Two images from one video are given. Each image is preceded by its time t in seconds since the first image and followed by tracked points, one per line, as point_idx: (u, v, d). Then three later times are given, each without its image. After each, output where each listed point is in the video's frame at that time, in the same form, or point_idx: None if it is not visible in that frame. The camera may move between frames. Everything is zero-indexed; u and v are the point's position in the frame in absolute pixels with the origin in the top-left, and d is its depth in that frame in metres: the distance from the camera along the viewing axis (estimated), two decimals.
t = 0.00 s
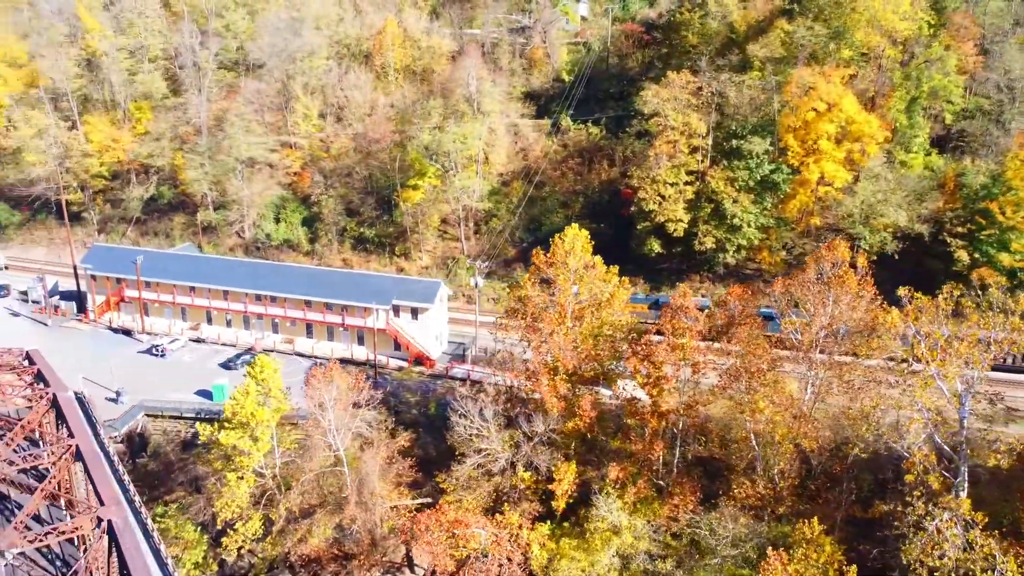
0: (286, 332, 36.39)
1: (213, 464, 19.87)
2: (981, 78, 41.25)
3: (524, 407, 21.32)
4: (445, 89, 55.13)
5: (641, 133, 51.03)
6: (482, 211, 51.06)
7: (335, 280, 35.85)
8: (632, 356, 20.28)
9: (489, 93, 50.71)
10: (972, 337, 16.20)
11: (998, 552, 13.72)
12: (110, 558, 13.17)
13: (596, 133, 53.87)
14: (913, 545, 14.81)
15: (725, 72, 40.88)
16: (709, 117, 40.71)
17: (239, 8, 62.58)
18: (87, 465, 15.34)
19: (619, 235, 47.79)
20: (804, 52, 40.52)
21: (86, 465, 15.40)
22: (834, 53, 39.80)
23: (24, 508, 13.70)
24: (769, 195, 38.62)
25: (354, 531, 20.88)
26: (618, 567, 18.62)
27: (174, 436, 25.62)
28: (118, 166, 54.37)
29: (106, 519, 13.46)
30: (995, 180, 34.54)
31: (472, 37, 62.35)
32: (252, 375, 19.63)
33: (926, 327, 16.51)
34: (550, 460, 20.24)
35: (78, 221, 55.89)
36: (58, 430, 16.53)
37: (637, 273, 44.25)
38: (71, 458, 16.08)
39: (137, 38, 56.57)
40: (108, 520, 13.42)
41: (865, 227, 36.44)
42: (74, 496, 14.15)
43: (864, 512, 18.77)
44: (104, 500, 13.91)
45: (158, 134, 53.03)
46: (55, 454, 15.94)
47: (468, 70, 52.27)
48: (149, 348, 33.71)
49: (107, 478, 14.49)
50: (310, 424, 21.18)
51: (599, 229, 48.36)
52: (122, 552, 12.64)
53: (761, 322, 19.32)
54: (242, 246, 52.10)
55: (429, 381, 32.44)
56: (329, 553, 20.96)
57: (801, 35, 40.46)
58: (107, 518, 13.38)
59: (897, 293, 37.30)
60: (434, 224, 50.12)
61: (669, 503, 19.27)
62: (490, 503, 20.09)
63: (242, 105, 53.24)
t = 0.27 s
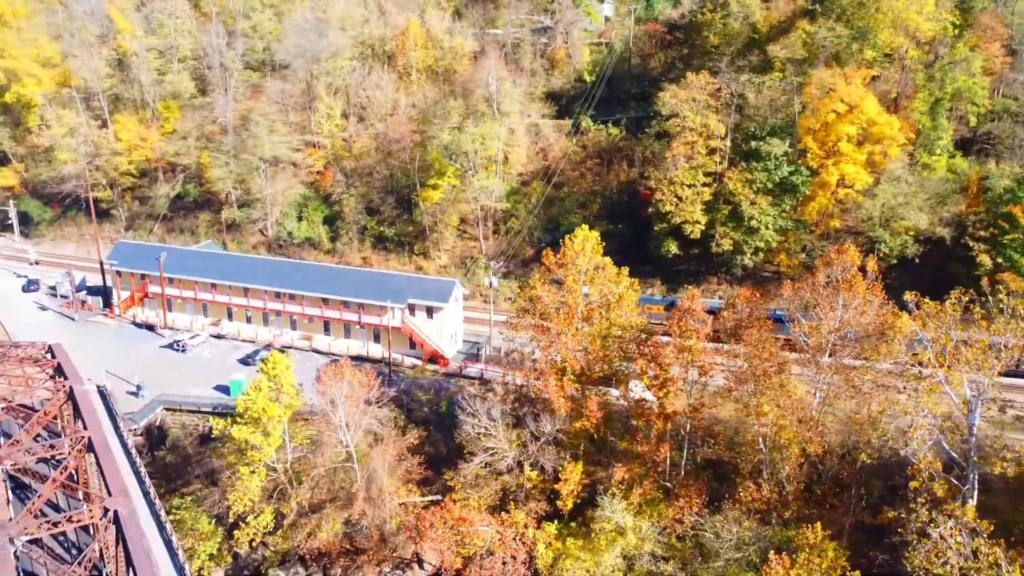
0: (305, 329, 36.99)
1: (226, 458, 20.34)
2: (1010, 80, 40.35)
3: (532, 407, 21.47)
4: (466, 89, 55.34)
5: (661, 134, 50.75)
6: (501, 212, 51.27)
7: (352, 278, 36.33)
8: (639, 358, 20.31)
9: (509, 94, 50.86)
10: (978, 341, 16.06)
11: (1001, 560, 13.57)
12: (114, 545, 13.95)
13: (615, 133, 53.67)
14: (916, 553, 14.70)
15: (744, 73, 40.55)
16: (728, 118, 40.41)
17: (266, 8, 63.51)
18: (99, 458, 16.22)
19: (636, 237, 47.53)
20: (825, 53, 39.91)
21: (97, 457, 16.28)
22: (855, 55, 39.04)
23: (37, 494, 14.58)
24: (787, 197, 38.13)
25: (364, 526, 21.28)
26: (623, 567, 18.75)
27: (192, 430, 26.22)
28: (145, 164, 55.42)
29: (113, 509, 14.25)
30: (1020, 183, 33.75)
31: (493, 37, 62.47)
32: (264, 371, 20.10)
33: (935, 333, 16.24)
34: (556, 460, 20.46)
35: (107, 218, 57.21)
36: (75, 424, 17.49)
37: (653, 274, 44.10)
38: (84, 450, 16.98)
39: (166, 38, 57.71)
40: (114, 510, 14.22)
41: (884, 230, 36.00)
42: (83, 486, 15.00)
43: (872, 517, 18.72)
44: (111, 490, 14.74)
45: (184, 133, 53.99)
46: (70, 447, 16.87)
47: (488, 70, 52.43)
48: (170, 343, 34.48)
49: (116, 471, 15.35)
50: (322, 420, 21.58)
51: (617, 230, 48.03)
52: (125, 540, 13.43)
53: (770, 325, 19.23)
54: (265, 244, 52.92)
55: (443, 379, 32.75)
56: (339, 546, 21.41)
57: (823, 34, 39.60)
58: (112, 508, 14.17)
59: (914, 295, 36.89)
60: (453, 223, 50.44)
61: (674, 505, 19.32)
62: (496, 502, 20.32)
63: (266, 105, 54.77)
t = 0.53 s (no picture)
0: (323, 326, 37.57)
1: (240, 452, 20.80)
2: None
3: (541, 407, 21.63)
4: (486, 90, 55.56)
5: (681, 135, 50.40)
6: (520, 211, 51.41)
7: (370, 277, 36.77)
8: (647, 360, 20.30)
9: (529, 94, 51.00)
10: (986, 346, 15.93)
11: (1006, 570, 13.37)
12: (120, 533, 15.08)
13: (635, 134, 53.41)
14: (920, 560, 14.52)
15: (764, 75, 40.26)
16: (747, 120, 40.18)
17: (291, 9, 64.40)
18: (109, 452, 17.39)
19: (654, 238, 47.14)
20: (846, 55, 39.38)
21: (109, 451, 17.47)
22: (877, 57, 38.42)
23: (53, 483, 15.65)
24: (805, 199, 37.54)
25: (374, 522, 21.66)
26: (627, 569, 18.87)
27: (211, 425, 26.87)
28: (173, 163, 56.45)
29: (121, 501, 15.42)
30: None
31: (515, 38, 62.62)
32: (279, 366, 20.62)
33: (943, 338, 16.08)
34: (562, 460, 20.63)
35: (135, 215, 58.44)
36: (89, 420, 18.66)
37: (671, 276, 43.93)
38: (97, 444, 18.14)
39: (195, 39, 58.86)
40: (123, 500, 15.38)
41: (905, 233, 35.47)
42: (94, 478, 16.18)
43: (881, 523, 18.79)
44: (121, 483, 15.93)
45: (210, 133, 54.93)
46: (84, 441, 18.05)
47: (508, 71, 52.58)
48: (191, 339, 35.25)
49: (125, 465, 16.52)
50: (333, 417, 22.00)
51: (635, 231, 47.40)
52: (132, 526, 14.64)
53: (779, 328, 19.16)
54: (287, 243, 53.65)
55: (457, 378, 33.06)
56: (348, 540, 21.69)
57: (844, 35, 38.94)
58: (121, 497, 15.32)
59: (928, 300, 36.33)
60: (472, 223, 50.73)
61: (680, 508, 19.38)
62: (503, 500, 20.58)
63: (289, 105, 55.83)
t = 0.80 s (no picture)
0: (341, 324, 38.14)
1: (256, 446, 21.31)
2: None
3: (550, 407, 21.80)
4: (508, 90, 55.69)
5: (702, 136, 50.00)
6: (539, 211, 51.50)
7: (388, 276, 37.20)
8: (656, 362, 20.33)
9: (549, 95, 51.03)
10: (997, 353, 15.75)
11: None
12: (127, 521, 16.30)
13: (656, 135, 53.10)
14: (925, 567, 14.43)
15: (785, 76, 39.86)
16: (767, 121, 39.83)
17: (318, 10, 65.23)
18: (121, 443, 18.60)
19: (673, 238, 46.69)
20: (869, 56, 39.03)
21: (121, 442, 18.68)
22: (902, 57, 38.07)
23: (68, 472, 16.98)
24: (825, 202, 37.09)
25: (385, 518, 22.04)
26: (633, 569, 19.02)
27: (229, 420, 27.45)
28: (200, 161, 57.10)
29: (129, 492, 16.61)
30: None
31: (538, 38, 62.64)
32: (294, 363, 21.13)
33: (952, 344, 15.95)
34: (570, 460, 20.81)
35: (163, 212, 59.57)
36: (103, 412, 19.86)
37: (689, 278, 43.75)
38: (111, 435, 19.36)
39: (224, 40, 59.88)
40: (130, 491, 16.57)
41: (928, 238, 35.17)
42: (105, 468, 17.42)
43: (893, 527, 18.79)
44: (130, 474, 17.14)
45: (236, 132, 55.86)
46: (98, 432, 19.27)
47: (529, 71, 52.67)
48: (213, 335, 36.03)
49: (134, 457, 17.71)
50: (346, 412, 22.39)
51: (653, 231, 46.94)
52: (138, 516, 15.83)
53: (790, 332, 19.04)
54: (310, 241, 54.38)
55: (472, 376, 33.33)
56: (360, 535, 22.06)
57: (865, 36, 38.73)
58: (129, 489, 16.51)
59: (952, 306, 35.66)
60: (492, 223, 50.97)
61: (687, 510, 19.46)
62: (511, 499, 20.83)
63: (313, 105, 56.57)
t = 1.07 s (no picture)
0: (359, 322, 38.64)
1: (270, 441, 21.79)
2: None
3: (560, 407, 21.98)
4: (529, 91, 55.80)
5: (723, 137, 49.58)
6: (559, 212, 51.57)
7: (405, 275, 37.61)
8: (665, 363, 20.40)
9: (570, 96, 51.06)
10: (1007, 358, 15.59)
11: None
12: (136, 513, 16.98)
13: (676, 136, 52.78)
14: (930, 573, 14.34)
15: (807, 77, 39.48)
16: (786, 122, 39.49)
17: (344, 11, 66.05)
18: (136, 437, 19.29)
19: (692, 239, 46.26)
20: (892, 57, 38.83)
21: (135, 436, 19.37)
22: (926, 58, 37.78)
23: (83, 462, 17.74)
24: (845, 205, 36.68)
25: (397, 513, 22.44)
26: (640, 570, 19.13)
27: (247, 415, 28.00)
28: (226, 160, 57.99)
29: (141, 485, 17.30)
30: None
31: (561, 39, 62.65)
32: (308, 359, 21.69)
33: (962, 350, 15.82)
34: (578, 460, 21.00)
35: (190, 210, 60.68)
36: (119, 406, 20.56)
37: (707, 280, 43.54)
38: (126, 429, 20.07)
39: (252, 41, 60.93)
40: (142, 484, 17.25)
41: (950, 241, 34.95)
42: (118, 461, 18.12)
43: (904, 533, 18.47)
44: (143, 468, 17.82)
45: (262, 132, 56.73)
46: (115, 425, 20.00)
47: (550, 72, 52.74)
48: (234, 331, 36.74)
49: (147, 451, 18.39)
50: (359, 410, 22.74)
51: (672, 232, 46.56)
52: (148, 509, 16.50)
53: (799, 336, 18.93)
54: (332, 239, 55.09)
55: (486, 376, 33.55)
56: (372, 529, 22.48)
57: (888, 37, 38.48)
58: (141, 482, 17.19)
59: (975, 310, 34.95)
60: (512, 223, 51.16)
61: (694, 512, 19.53)
62: (519, 497, 21.10)
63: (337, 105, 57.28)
